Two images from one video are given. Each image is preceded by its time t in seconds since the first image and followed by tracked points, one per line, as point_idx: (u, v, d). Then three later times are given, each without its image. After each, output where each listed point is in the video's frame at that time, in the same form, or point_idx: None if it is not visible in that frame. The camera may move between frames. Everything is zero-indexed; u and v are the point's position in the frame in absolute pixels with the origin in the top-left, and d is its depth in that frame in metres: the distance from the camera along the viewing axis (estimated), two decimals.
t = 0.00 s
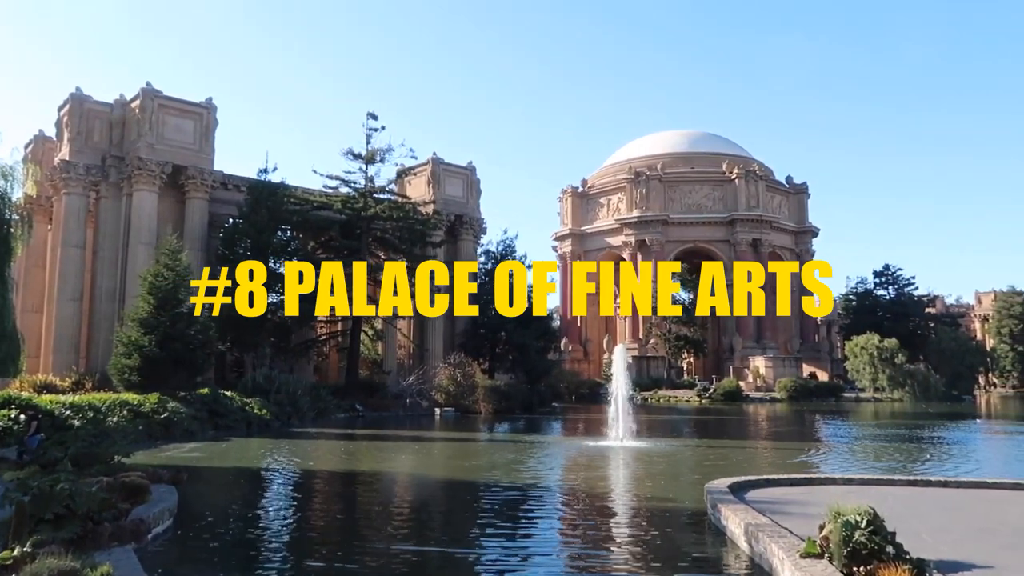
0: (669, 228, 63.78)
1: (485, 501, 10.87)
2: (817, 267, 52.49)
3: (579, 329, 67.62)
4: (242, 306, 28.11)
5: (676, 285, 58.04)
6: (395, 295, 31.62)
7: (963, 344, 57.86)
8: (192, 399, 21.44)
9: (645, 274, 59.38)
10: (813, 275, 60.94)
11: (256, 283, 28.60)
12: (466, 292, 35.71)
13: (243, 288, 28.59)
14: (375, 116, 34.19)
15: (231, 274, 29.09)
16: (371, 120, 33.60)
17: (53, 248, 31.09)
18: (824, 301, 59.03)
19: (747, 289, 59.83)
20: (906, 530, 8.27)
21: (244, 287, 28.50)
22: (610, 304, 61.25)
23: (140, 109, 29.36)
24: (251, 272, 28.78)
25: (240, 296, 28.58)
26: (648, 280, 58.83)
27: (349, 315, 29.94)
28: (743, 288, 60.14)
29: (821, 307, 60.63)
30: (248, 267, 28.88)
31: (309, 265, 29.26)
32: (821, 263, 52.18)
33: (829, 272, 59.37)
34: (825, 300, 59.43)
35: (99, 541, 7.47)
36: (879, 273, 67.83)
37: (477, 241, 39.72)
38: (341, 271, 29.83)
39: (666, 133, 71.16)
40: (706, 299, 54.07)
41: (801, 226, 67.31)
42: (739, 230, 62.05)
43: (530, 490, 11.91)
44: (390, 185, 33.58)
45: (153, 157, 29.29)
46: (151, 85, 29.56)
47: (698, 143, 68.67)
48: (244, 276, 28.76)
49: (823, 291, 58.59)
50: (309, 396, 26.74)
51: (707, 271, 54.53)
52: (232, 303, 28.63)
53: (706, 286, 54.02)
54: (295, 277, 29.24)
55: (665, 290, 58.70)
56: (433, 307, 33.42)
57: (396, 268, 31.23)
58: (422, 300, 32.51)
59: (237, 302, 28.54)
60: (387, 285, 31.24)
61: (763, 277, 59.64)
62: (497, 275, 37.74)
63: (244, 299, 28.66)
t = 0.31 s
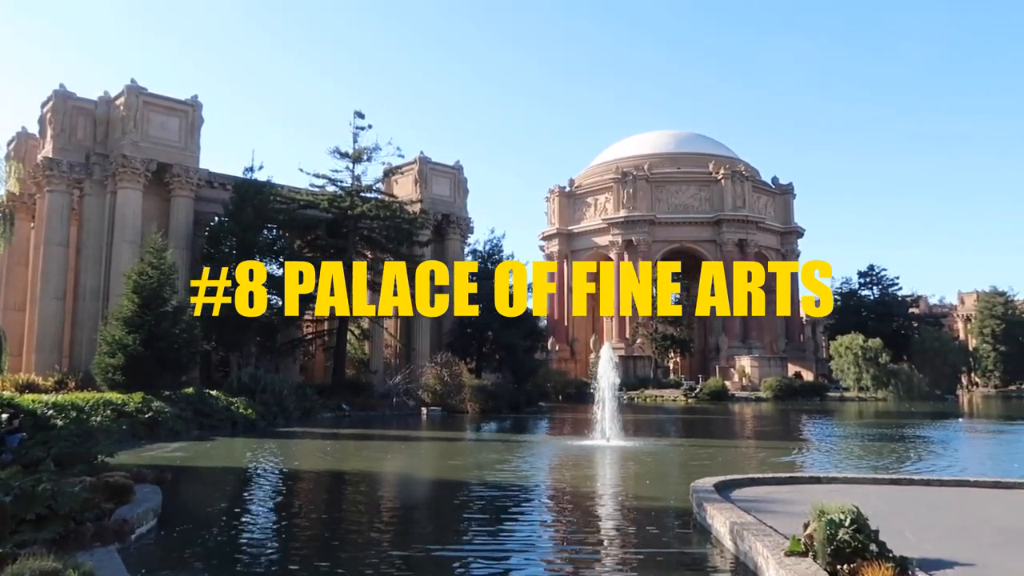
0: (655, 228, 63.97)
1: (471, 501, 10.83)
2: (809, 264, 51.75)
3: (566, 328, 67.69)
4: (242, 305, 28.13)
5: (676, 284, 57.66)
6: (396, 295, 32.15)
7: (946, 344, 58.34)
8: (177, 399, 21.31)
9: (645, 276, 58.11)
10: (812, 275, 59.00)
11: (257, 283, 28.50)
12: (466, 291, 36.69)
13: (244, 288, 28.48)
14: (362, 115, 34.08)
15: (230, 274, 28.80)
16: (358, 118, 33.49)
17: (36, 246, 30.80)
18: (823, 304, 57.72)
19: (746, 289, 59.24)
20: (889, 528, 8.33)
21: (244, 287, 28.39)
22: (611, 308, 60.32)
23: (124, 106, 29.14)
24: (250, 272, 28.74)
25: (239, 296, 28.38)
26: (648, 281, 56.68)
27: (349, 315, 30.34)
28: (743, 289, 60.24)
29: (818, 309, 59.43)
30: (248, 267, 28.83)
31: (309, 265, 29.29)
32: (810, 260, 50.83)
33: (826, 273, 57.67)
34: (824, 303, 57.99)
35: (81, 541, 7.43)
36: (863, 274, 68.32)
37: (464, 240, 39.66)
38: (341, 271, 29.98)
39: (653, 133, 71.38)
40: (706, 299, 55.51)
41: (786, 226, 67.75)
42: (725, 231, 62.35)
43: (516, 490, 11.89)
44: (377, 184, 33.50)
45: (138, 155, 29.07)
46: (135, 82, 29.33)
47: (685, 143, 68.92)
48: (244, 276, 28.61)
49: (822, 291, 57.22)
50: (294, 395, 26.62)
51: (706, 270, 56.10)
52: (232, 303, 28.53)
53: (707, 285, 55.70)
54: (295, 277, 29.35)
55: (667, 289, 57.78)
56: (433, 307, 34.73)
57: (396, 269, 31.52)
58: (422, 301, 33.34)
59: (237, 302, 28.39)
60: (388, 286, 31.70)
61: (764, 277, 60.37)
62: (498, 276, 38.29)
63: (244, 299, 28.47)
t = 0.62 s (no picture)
0: (644, 228, 64.09)
1: (459, 501, 10.80)
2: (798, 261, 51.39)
3: (555, 328, 67.72)
4: (242, 305, 28.18)
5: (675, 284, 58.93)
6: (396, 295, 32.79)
7: (932, 344, 58.70)
8: (164, 398, 21.19)
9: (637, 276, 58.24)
10: (812, 276, 58.42)
11: (257, 283, 28.79)
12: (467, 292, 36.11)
13: (244, 289, 28.58)
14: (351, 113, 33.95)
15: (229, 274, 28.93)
16: (347, 117, 33.37)
17: (21, 244, 30.56)
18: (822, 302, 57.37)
19: (747, 290, 59.84)
20: (874, 527, 8.39)
21: (244, 287, 28.49)
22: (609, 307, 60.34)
23: (111, 104, 28.93)
24: (250, 272, 28.93)
25: (240, 298, 28.44)
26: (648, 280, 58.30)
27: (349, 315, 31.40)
28: (742, 289, 60.77)
29: (816, 310, 59.23)
30: (247, 267, 28.99)
31: (308, 266, 29.33)
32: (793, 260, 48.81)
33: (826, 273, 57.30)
34: (823, 300, 57.88)
35: (66, 541, 7.37)
36: (850, 274, 68.71)
37: (453, 240, 39.61)
38: (341, 271, 30.04)
39: (642, 133, 71.54)
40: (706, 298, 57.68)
41: (774, 226, 68.14)
42: (714, 231, 62.58)
43: (504, 490, 11.88)
44: (366, 183, 33.41)
45: (125, 152, 28.89)
46: (123, 79, 29.16)
47: (674, 143, 69.11)
48: (245, 276, 28.76)
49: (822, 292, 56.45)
50: (282, 395, 26.52)
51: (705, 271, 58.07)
52: (232, 303, 28.59)
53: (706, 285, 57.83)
54: (295, 277, 29.31)
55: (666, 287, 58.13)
56: (432, 307, 35.72)
57: (396, 269, 32.20)
58: (422, 301, 34.83)
59: (237, 303, 28.45)
60: (388, 285, 32.51)
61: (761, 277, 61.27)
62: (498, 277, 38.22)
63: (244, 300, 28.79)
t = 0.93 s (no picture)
0: (634, 229, 64.24)
1: (449, 501, 10.79)
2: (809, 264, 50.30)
3: (545, 328, 67.78)
4: (241, 304, 28.37)
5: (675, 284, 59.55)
6: (395, 295, 33.20)
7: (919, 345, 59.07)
8: (151, 398, 21.08)
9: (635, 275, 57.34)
10: (813, 276, 58.54)
11: (257, 283, 28.86)
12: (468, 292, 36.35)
13: (243, 289, 28.88)
14: (341, 112, 33.87)
15: (229, 274, 29.13)
16: (337, 116, 33.31)
17: (7, 242, 30.32)
18: (822, 302, 57.46)
19: (747, 289, 60.37)
20: (861, 526, 8.46)
21: (244, 287, 28.81)
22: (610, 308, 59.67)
23: (99, 102, 28.74)
24: (250, 272, 29.17)
25: (240, 297, 28.61)
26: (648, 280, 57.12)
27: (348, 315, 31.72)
28: (743, 289, 61.16)
29: (815, 309, 59.44)
30: (247, 267, 29.25)
31: (308, 266, 29.40)
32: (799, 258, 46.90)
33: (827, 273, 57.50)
34: (823, 301, 58.04)
35: (53, 542, 7.32)
36: (838, 275, 69.07)
37: (443, 240, 39.56)
38: (341, 271, 30.05)
39: (632, 134, 71.70)
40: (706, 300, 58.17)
41: (763, 228, 68.46)
42: (703, 232, 62.80)
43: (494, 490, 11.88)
44: (356, 183, 33.34)
45: (112, 151, 28.71)
46: (110, 77, 28.97)
47: (663, 144, 69.27)
48: (244, 276, 29.09)
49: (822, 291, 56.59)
50: (271, 395, 26.42)
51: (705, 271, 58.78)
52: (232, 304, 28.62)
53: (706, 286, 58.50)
54: (295, 277, 29.38)
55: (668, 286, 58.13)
56: (432, 307, 35.36)
57: (395, 269, 32.17)
58: (422, 301, 34.63)
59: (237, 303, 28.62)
60: (388, 285, 32.59)
61: (762, 277, 62.09)
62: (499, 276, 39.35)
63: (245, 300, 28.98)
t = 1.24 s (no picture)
0: (622, 228, 64.38)
1: (437, 501, 10.79)
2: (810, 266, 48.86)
3: (533, 328, 67.84)
4: (242, 304, 28.71)
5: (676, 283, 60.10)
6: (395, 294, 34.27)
7: (904, 344, 59.39)
8: (137, 398, 20.95)
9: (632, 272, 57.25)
10: (812, 276, 59.35)
11: (257, 284, 29.00)
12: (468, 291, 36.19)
13: (244, 288, 28.99)
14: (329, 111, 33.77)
15: (229, 274, 29.19)
16: (325, 115, 33.19)
17: None
18: (823, 303, 58.71)
19: (745, 289, 62.48)
20: (847, 524, 8.52)
21: (244, 287, 28.94)
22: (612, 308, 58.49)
23: (84, 100, 28.51)
24: (250, 272, 29.19)
25: (240, 297, 28.80)
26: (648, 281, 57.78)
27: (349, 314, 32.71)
28: (741, 289, 62.87)
29: (816, 310, 60.05)
30: (248, 267, 29.27)
31: (309, 266, 29.55)
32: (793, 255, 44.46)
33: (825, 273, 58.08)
34: (824, 303, 59.38)
35: (36, 544, 7.25)
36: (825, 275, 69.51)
37: (431, 240, 39.48)
38: (341, 271, 30.39)
39: (620, 134, 71.88)
40: (707, 299, 59.06)
41: (751, 228, 68.75)
42: (691, 232, 63.03)
43: (481, 490, 11.89)
44: (344, 182, 33.24)
45: (98, 149, 28.50)
46: (96, 74, 28.73)
47: (651, 144, 69.45)
48: (244, 276, 29.10)
49: (823, 291, 58.05)
50: (259, 395, 26.31)
51: (705, 271, 59.39)
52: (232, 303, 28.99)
53: (707, 285, 59.03)
54: (296, 277, 29.68)
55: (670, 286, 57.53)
56: (433, 308, 36.27)
57: (396, 269, 33.06)
58: (422, 300, 36.07)
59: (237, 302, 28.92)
60: (388, 286, 32.98)
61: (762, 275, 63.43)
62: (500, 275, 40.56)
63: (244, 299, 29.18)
